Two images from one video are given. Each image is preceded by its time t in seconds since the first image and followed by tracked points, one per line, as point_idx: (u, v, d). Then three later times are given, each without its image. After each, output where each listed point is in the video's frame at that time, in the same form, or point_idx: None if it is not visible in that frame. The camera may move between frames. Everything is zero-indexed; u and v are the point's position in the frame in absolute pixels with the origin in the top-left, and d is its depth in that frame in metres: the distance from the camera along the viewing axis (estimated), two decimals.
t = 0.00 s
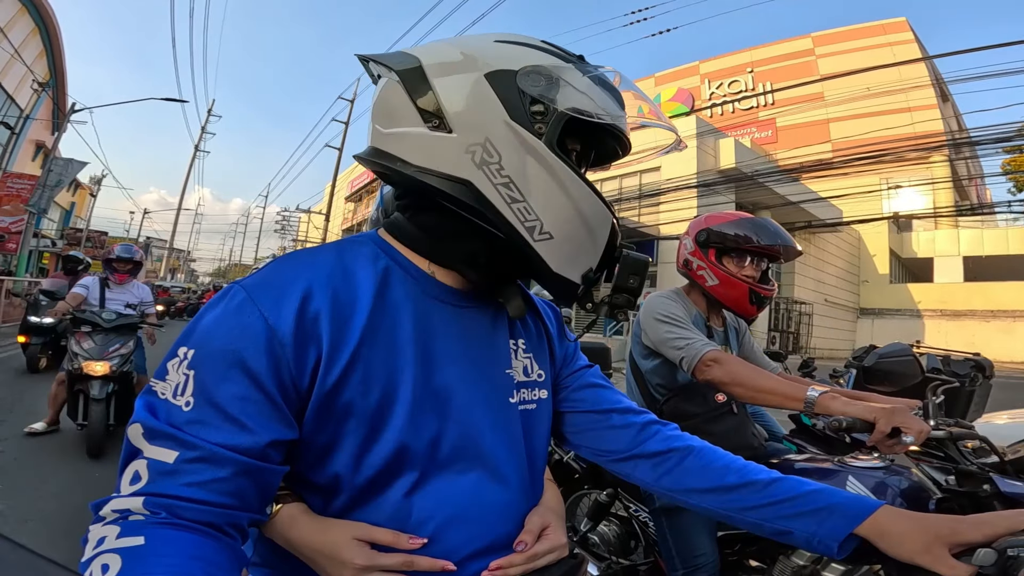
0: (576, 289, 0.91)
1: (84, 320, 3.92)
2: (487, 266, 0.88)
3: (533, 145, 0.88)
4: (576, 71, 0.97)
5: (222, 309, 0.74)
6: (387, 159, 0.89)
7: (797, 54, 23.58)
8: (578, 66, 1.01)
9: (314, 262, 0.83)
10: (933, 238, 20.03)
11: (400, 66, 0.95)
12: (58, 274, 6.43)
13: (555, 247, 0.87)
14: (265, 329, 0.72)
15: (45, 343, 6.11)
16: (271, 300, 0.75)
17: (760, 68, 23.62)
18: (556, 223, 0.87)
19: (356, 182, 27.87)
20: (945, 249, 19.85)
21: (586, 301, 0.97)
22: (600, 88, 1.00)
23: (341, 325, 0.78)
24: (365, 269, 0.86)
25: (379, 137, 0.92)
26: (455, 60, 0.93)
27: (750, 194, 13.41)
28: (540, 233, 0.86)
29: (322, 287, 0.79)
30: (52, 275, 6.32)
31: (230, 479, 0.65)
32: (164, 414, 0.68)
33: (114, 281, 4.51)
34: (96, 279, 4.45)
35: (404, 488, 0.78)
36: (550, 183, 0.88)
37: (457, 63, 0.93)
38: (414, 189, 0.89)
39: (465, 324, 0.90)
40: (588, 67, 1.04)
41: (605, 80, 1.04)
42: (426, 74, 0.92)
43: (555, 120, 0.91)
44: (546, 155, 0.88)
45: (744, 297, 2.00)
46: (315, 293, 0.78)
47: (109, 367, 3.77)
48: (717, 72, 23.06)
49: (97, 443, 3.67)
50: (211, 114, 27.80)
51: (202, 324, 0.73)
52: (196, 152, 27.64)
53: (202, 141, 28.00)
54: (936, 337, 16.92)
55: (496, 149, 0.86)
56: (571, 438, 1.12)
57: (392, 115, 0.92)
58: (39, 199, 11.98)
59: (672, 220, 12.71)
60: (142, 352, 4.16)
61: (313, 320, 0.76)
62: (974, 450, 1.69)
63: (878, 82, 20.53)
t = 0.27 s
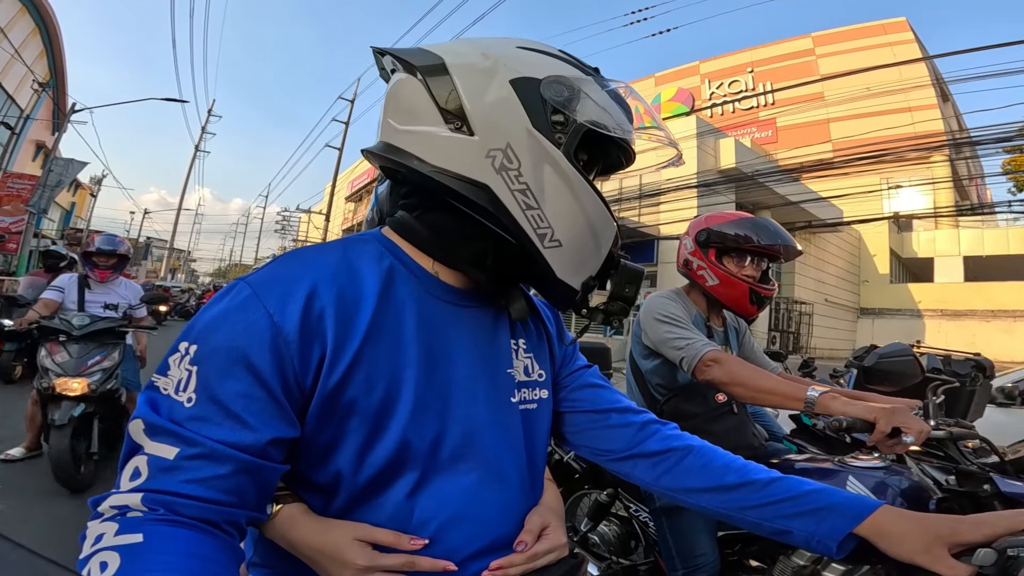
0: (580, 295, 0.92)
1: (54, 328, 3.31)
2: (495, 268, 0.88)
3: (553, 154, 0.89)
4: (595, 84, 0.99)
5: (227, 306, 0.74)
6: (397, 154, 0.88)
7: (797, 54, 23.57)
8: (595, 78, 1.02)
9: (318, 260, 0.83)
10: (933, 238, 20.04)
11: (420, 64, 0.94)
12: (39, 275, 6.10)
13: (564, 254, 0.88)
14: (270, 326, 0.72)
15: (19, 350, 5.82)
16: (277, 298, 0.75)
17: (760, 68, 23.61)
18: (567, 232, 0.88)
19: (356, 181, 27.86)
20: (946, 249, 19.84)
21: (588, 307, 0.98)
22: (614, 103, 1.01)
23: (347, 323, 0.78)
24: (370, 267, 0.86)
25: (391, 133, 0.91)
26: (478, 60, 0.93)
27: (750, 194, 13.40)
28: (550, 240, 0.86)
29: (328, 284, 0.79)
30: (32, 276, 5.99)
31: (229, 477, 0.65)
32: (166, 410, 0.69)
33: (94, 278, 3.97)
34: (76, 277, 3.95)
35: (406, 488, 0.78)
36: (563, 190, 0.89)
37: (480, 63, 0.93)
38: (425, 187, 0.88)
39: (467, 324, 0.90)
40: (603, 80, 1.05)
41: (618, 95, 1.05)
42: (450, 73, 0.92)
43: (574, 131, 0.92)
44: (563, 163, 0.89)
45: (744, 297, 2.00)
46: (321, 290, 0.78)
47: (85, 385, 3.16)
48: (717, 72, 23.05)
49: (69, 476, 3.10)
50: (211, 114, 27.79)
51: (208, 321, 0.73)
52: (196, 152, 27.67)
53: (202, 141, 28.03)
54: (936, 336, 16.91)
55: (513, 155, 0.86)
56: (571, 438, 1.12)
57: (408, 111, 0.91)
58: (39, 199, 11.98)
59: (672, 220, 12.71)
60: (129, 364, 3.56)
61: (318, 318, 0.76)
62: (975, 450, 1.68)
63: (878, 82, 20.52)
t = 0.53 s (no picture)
0: (580, 297, 0.92)
1: None
2: (495, 268, 0.88)
3: (552, 153, 0.89)
4: (595, 84, 0.98)
5: (227, 305, 0.74)
6: (399, 154, 0.89)
7: (797, 54, 23.59)
8: (596, 79, 1.02)
9: (318, 260, 0.83)
10: (934, 239, 20.05)
11: (422, 66, 0.94)
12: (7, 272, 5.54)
13: (563, 255, 0.88)
14: (270, 326, 0.72)
15: None
16: (277, 298, 0.75)
17: (761, 69, 23.63)
18: (566, 232, 0.88)
19: (356, 181, 27.89)
20: (946, 249, 19.85)
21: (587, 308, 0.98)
22: (615, 104, 1.01)
23: (347, 323, 0.78)
24: (370, 266, 0.86)
25: (392, 132, 0.91)
26: (478, 62, 0.93)
27: (751, 195, 13.41)
28: (548, 240, 0.86)
29: (328, 284, 0.79)
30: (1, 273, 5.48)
31: (229, 476, 0.65)
32: (167, 409, 0.69)
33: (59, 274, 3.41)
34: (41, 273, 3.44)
35: (406, 489, 0.78)
36: (564, 191, 0.89)
37: (480, 64, 0.93)
38: (425, 187, 0.88)
39: (467, 325, 0.90)
40: (604, 81, 1.05)
41: (619, 95, 1.05)
42: (449, 73, 0.92)
43: (574, 130, 0.92)
44: (563, 164, 0.89)
45: (744, 297, 2.00)
46: (322, 290, 0.78)
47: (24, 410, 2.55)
48: (718, 73, 23.05)
49: None
50: (212, 114, 27.82)
51: (208, 320, 0.73)
52: (196, 152, 27.70)
53: (203, 141, 28.06)
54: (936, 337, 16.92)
55: (513, 154, 0.86)
56: (571, 439, 1.12)
57: (409, 111, 0.92)
58: (40, 199, 11.96)
59: (673, 220, 12.73)
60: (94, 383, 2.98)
61: (318, 317, 0.76)
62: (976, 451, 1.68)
63: (879, 83, 20.52)
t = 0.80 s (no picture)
0: (579, 297, 0.92)
1: None
2: (495, 268, 0.88)
3: (549, 151, 0.89)
4: (594, 83, 0.98)
5: (226, 306, 0.75)
6: (398, 155, 0.89)
7: (798, 56, 23.62)
8: (596, 78, 1.02)
9: (318, 260, 0.83)
10: (934, 241, 20.05)
11: (422, 66, 0.94)
12: None
13: (563, 254, 0.88)
14: (269, 326, 0.72)
15: None
16: (276, 298, 0.75)
17: (761, 71, 23.66)
18: (564, 231, 0.88)
19: (356, 182, 27.90)
20: (946, 251, 19.86)
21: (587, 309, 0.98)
22: (615, 103, 1.01)
23: (346, 323, 0.78)
24: (369, 267, 0.87)
25: (392, 133, 0.92)
26: (477, 61, 0.94)
27: (751, 196, 13.41)
28: (547, 239, 0.86)
29: (327, 284, 0.79)
30: None
31: (230, 477, 0.66)
32: (166, 410, 0.69)
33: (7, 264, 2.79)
34: None
35: (406, 489, 0.78)
36: (564, 190, 0.89)
37: (479, 64, 0.93)
38: (424, 187, 0.89)
39: (468, 326, 0.90)
40: (604, 79, 1.05)
41: (619, 93, 1.05)
42: (447, 73, 0.92)
43: (573, 129, 0.92)
44: (563, 164, 0.89)
45: (744, 299, 2.00)
46: (321, 290, 0.78)
47: None
48: (718, 74, 23.06)
49: None
50: (213, 114, 27.86)
51: (209, 320, 0.73)
52: (197, 152, 27.75)
53: (204, 142, 28.09)
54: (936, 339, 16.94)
55: (511, 154, 0.87)
56: (571, 439, 1.12)
57: (408, 111, 0.92)
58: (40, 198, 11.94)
59: (673, 222, 12.74)
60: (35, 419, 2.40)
61: (317, 317, 0.76)
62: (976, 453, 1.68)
63: (879, 85, 20.53)
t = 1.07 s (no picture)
0: (580, 298, 0.92)
1: None
2: (497, 268, 0.89)
3: (551, 150, 0.89)
4: (597, 83, 0.99)
5: (229, 303, 0.75)
6: (400, 155, 0.89)
7: (799, 59, 23.66)
8: (599, 79, 1.03)
9: (320, 260, 0.83)
10: (933, 244, 20.06)
11: (426, 66, 0.95)
12: None
13: (564, 255, 0.88)
14: (272, 325, 0.72)
15: None
16: (278, 297, 0.76)
17: (762, 73, 23.70)
18: (566, 231, 0.88)
19: (357, 183, 27.93)
20: (946, 255, 19.88)
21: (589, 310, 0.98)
22: (618, 102, 1.01)
23: (348, 322, 0.78)
24: (372, 266, 0.87)
25: (394, 132, 0.92)
26: (479, 61, 0.94)
27: (751, 199, 13.42)
28: (550, 239, 0.86)
29: (329, 284, 0.80)
30: None
31: (229, 476, 0.66)
32: (167, 408, 0.69)
33: None
34: None
35: (405, 491, 0.78)
36: (566, 191, 0.90)
37: (481, 64, 0.94)
38: (425, 187, 0.89)
39: (469, 327, 0.91)
40: (608, 80, 1.06)
41: (623, 93, 1.05)
42: (449, 73, 0.93)
43: (576, 129, 0.92)
44: (566, 164, 0.90)
45: (745, 302, 2.01)
46: (323, 290, 0.79)
47: None
48: (719, 77, 23.08)
49: None
50: (214, 114, 27.89)
51: (211, 318, 0.73)
52: (198, 152, 27.75)
53: (205, 142, 28.11)
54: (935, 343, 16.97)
55: (514, 154, 0.87)
56: (572, 440, 1.12)
57: (410, 111, 0.93)
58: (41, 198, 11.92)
59: (673, 224, 12.76)
60: None
61: (319, 317, 0.76)
62: (976, 455, 1.69)
63: (880, 89, 20.56)
